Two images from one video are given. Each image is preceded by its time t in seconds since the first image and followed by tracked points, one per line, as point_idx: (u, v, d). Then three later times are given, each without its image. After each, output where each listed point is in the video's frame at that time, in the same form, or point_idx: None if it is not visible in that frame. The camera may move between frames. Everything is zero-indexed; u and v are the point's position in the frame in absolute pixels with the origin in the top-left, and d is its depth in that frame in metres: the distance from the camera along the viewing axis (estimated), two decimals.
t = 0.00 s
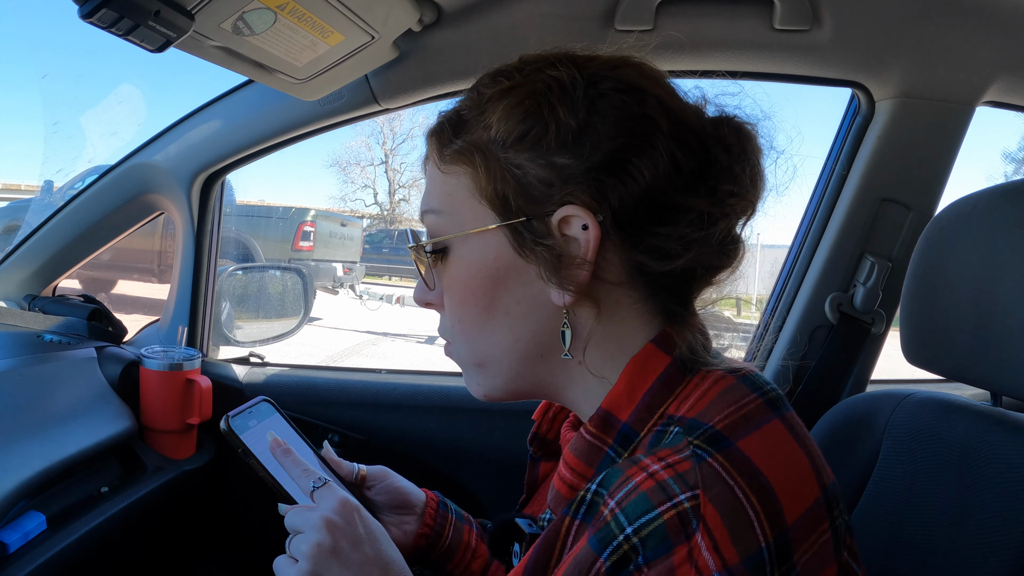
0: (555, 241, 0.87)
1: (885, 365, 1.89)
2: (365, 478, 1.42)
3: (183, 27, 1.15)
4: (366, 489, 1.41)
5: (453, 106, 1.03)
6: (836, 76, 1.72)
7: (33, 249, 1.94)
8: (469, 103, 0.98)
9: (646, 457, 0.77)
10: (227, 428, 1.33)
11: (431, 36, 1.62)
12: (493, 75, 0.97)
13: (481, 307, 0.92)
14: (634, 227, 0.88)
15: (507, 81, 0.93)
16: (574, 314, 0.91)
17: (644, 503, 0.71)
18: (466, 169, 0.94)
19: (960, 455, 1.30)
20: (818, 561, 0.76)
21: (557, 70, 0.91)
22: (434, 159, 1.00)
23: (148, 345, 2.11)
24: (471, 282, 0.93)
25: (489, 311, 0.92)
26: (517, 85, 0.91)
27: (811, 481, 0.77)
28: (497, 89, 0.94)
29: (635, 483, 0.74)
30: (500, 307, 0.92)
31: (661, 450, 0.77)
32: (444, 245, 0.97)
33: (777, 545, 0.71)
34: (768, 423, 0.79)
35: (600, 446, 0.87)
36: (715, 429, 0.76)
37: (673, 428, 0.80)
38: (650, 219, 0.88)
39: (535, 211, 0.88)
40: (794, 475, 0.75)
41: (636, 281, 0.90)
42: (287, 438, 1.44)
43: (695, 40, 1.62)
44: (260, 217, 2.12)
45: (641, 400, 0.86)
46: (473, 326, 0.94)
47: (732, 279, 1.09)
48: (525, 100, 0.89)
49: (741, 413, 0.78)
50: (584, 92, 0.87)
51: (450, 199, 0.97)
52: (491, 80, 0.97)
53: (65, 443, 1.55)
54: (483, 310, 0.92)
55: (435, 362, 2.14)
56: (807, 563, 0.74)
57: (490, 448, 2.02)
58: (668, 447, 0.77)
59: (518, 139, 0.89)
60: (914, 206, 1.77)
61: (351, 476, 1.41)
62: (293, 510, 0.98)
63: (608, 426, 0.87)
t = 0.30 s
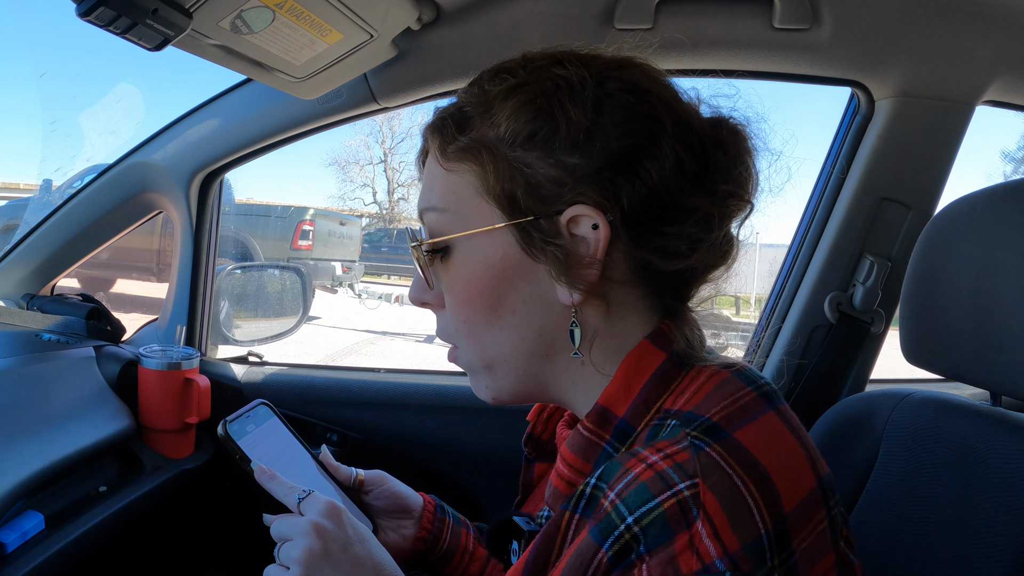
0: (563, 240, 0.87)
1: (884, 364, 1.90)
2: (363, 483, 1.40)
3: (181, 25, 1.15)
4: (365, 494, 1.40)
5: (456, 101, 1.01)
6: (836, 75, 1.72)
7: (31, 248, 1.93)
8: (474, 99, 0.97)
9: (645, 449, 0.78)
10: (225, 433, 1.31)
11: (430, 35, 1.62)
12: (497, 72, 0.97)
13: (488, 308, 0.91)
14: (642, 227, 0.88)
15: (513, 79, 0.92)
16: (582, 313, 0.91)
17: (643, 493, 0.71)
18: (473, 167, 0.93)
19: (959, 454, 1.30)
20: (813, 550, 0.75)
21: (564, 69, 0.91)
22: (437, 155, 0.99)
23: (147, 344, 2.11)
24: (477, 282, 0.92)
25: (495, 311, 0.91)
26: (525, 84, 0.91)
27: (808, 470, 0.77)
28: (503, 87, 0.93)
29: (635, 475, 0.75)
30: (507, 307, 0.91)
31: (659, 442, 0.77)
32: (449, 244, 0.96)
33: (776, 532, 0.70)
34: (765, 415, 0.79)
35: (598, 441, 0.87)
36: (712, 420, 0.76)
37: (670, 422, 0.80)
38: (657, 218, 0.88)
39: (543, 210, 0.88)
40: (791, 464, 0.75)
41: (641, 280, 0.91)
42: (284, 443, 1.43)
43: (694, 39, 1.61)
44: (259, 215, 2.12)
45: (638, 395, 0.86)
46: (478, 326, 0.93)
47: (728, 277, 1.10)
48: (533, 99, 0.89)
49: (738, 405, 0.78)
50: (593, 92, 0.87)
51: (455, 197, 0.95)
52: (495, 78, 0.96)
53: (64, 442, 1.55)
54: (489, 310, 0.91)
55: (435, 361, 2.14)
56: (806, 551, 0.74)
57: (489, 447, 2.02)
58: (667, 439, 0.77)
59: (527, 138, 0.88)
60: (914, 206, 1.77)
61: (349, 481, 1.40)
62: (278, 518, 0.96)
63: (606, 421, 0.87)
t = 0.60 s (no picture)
0: (562, 240, 0.87)
1: (884, 364, 1.89)
2: (362, 483, 1.41)
3: (180, 26, 1.15)
4: (364, 494, 1.41)
5: (444, 116, 1.01)
6: (835, 76, 1.72)
7: (31, 248, 1.93)
8: (462, 112, 0.97)
9: (654, 453, 0.77)
10: (220, 434, 1.34)
11: (430, 35, 1.61)
12: (481, 81, 0.97)
13: (493, 316, 0.91)
14: (640, 219, 0.88)
15: (497, 86, 0.92)
16: (588, 311, 0.90)
17: (655, 497, 0.71)
18: (466, 179, 0.93)
19: (959, 455, 1.29)
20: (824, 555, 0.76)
21: (546, 70, 0.91)
22: (429, 172, 0.99)
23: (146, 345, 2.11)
24: (481, 291, 0.91)
25: (501, 319, 0.91)
26: (510, 90, 0.91)
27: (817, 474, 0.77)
28: (488, 95, 0.93)
29: (645, 479, 0.74)
30: (513, 313, 0.90)
31: (669, 446, 0.77)
32: (450, 258, 0.95)
33: (787, 537, 0.71)
34: (773, 418, 0.79)
35: (605, 444, 0.87)
36: (722, 424, 0.76)
37: (679, 425, 0.80)
38: (654, 209, 0.88)
39: (538, 213, 0.88)
40: (800, 469, 0.75)
41: (641, 273, 0.91)
42: (283, 444, 1.43)
43: (694, 39, 1.61)
44: (259, 215, 2.11)
45: (646, 397, 0.86)
46: (485, 335, 0.92)
47: (726, 276, 1.10)
48: (519, 103, 0.89)
49: (747, 408, 0.78)
50: (577, 91, 0.87)
51: (451, 210, 0.95)
52: (480, 88, 0.96)
53: (63, 443, 1.55)
54: (495, 317, 0.91)
55: (435, 360, 2.14)
56: (815, 555, 0.74)
57: (489, 447, 2.02)
58: (676, 442, 0.77)
59: (516, 142, 0.88)
60: (913, 206, 1.77)
61: (348, 482, 1.41)
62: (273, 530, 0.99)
63: (613, 424, 0.87)
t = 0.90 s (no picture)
0: (556, 246, 0.87)
1: (884, 364, 1.89)
2: (359, 488, 1.41)
3: (179, 27, 1.15)
4: (360, 499, 1.40)
5: (430, 127, 1.02)
6: (836, 76, 1.72)
7: (30, 248, 1.93)
8: (447, 122, 0.98)
9: (660, 467, 0.77)
10: (215, 444, 1.35)
11: (430, 35, 1.61)
12: (465, 89, 0.97)
13: (491, 327, 0.91)
14: (634, 218, 0.88)
15: (480, 93, 0.92)
16: (584, 318, 0.90)
17: (661, 514, 0.71)
18: (454, 189, 0.93)
19: (959, 456, 1.29)
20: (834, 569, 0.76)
21: (529, 72, 0.90)
22: (418, 186, 1.00)
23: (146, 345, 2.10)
24: (477, 302, 0.92)
25: (499, 329, 0.91)
26: (492, 96, 0.91)
27: (826, 488, 0.77)
28: (472, 102, 0.93)
29: (651, 495, 0.74)
30: (511, 322, 0.90)
31: (675, 459, 0.76)
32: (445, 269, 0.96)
33: (797, 555, 0.71)
34: (782, 429, 0.79)
35: (609, 454, 0.86)
36: (730, 437, 0.76)
37: (685, 436, 0.79)
38: (648, 207, 0.88)
39: (529, 220, 0.88)
40: (808, 483, 0.75)
41: (639, 272, 0.91)
42: (279, 449, 1.43)
43: (694, 39, 1.61)
44: (259, 215, 2.12)
45: (651, 407, 0.85)
46: (485, 347, 0.93)
47: (727, 275, 1.09)
48: (502, 108, 0.89)
49: (755, 420, 0.78)
50: (559, 90, 0.87)
51: (443, 221, 0.95)
52: (464, 95, 0.97)
53: (63, 443, 1.55)
54: (494, 329, 0.91)
55: (435, 360, 2.14)
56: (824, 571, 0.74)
57: (489, 448, 2.02)
58: (682, 455, 0.76)
59: (503, 148, 0.88)
60: (913, 206, 1.76)
61: (344, 487, 1.40)
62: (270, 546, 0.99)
63: (618, 433, 0.86)
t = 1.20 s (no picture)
0: (551, 251, 0.86)
1: (884, 364, 1.89)
2: (358, 488, 1.40)
3: (180, 26, 1.15)
4: (360, 500, 1.40)
5: (424, 127, 1.02)
6: (836, 75, 1.72)
7: (31, 248, 1.93)
8: (440, 123, 0.98)
9: (664, 469, 0.77)
10: (214, 446, 1.34)
11: (430, 34, 1.61)
12: (460, 89, 0.97)
13: (484, 331, 0.91)
14: (631, 224, 0.88)
15: (475, 93, 0.92)
16: (580, 323, 0.90)
17: (665, 519, 0.71)
18: (448, 192, 0.93)
19: (959, 455, 1.29)
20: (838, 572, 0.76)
21: (524, 73, 0.90)
22: (412, 187, 1.00)
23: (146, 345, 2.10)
24: (470, 306, 0.92)
25: (492, 335, 0.91)
26: (486, 97, 0.90)
27: (830, 490, 0.78)
28: (466, 103, 0.93)
29: (654, 498, 0.74)
30: (505, 327, 0.90)
31: (679, 462, 0.76)
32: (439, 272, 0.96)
33: (801, 559, 0.71)
34: (785, 431, 0.79)
35: (611, 455, 0.86)
36: (733, 440, 0.76)
37: (688, 439, 0.79)
38: (644, 211, 0.88)
39: (523, 224, 0.88)
40: (812, 486, 0.75)
41: (635, 277, 0.90)
42: (276, 452, 1.42)
43: (695, 38, 1.61)
44: (259, 215, 2.12)
45: (653, 408, 0.85)
46: (479, 351, 0.93)
47: (728, 274, 1.09)
48: (496, 110, 0.89)
49: (758, 423, 0.78)
50: (554, 92, 0.86)
51: (437, 224, 0.95)
52: (458, 95, 0.96)
53: (63, 443, 1.55)
54: (486, 332, 0.91)
55: (435, 360, 2.14)
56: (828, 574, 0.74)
57: (489, 448, 2.02)
58: (686, 458, 0.76)
59: (497, 150, 0.88)
60: (913, 206, 1.76)
61: (343, 487, 1.39)
62: (270, 547, 0.99)
63: (620, 435, 0.86)
